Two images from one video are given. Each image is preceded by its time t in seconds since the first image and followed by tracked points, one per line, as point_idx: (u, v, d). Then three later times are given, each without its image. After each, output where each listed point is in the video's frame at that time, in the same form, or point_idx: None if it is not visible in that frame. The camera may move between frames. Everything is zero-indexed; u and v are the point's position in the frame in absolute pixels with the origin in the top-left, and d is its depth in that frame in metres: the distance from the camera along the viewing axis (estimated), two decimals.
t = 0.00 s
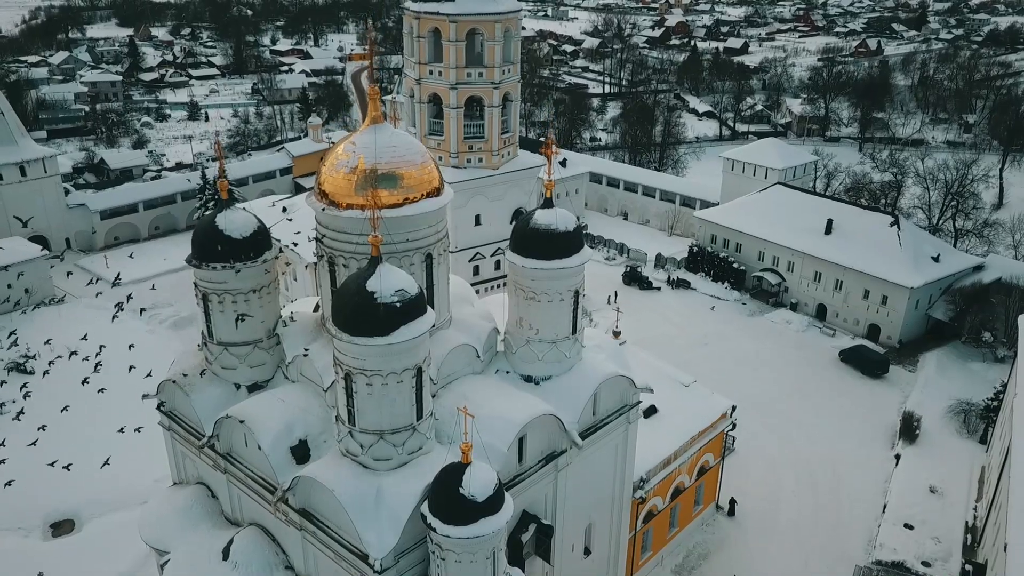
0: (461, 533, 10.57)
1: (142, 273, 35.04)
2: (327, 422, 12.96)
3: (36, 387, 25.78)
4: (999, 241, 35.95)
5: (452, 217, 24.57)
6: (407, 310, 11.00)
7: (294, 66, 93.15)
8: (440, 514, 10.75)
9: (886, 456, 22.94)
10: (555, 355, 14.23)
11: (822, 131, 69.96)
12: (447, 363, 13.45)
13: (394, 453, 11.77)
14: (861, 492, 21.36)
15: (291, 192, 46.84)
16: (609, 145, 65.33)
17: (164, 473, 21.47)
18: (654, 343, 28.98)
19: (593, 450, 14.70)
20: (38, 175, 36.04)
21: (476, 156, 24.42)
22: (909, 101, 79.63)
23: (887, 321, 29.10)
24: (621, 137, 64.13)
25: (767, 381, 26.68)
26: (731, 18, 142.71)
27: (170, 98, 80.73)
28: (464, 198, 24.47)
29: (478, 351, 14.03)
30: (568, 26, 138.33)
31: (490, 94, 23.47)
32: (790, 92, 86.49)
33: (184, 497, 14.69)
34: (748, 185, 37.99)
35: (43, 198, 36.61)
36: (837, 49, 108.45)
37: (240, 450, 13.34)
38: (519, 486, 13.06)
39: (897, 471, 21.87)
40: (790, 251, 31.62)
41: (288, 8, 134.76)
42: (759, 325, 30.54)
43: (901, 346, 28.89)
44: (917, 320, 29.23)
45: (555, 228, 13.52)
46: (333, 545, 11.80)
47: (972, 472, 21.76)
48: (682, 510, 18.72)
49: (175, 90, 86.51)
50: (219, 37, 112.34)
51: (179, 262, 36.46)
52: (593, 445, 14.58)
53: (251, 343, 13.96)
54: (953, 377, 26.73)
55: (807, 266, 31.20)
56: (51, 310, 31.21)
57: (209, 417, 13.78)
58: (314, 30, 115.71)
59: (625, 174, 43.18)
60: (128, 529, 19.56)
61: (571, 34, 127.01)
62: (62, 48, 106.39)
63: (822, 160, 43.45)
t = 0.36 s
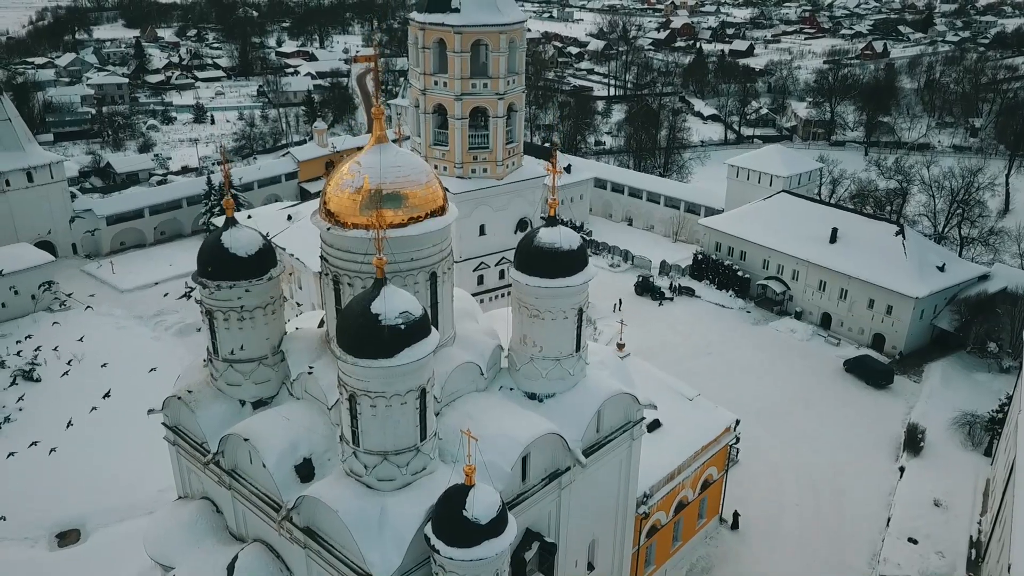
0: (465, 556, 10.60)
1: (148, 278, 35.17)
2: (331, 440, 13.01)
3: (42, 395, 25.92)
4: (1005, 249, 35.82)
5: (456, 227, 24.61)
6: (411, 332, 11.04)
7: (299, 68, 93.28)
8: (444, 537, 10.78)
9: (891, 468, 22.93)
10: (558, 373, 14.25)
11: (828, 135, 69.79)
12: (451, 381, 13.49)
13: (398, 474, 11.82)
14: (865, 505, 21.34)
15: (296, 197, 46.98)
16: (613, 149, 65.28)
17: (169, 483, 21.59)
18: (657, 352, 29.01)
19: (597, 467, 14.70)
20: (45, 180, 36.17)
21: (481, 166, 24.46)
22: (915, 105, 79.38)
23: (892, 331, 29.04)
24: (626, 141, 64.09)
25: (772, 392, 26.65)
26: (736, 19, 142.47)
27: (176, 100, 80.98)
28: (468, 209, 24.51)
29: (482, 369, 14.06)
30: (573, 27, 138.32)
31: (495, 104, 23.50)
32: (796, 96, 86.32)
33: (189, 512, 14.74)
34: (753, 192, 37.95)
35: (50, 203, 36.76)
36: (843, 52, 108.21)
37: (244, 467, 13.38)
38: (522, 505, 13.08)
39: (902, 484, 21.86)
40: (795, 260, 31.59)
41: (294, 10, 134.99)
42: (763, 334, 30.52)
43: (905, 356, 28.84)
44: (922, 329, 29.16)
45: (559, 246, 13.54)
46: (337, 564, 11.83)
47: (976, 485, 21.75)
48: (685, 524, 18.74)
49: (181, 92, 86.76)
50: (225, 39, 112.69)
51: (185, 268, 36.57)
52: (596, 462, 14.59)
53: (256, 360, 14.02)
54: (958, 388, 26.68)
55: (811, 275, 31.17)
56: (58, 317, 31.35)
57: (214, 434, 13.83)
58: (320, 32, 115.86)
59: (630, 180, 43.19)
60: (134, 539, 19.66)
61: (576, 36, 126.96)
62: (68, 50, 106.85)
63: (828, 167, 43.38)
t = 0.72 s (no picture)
0: None
1: (160, 284, 35.36)
2: (341, 461, 13.04)
3: (55, 402, 26.10)
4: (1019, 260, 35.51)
5: (466, 238, 24.63)
6: (420, 357, 11.04)
7: (311, 70, 93.56)
8: (452, 562, 10.78)
9: (902, 484, 22.78)
10: (567, 393, 14.22)
11: (840, 141, 69.41)
12: (460, 401, 13.51)
13: (407, 497, 11.83)
14: (876, 522, 21.22)
15: (307, 202, 47.10)
16: (624, 154, 65.10)
17: (180, 493, 21.68)
18: (667, 364, 28.93)
19: (606, 487, 14.65)
20: (59, 186, 36.41)
21: (492, 178, 24.47)
22: (928, 109, 78.84)
23: (904, 343, 28.87)
24: (636, 146, 63.89)
25: (782, 404, 26.55)
26: (748, 21, 141.91)
27: (188, 103, 81.34)
28: (478, 220, 24.51)
29: (492, 389, 14.05)
30: (584, 29, 138.15)
31: (506, 116, 23.49)
32: (808, 99, 85.85)
33: (199, 529, 14.81)
34: (765, 201, 37.81)
35: (64, 209, 37.02)
36: (857, 55, 107.59)
37: (254, 486, 13.42)
38: (531, 526, 13.07)
39: (913, 501, 21.74)
40: (806, 270, 31.45)
41: (306, 11, 135.38)
42: (774, 345, 30.40)
43: (918, 369, 28.64)
44: (935, 342, 28.97)
45: (568, 267, 13.51)
46: None
47: (989, 503, 21.63)
48: (694, 541, 18.68)
49: (193, 94, 87.12)
50: (238, 40, 113.22)
51: (197, 274, 36.75)
52: (605, 482, 14.53)
53: (267, 378, 14.06)
54: (970, 403, 26.51)
55: (823, 285, 31.01)
56: (70, 322, 31.58)
57: (224, 452, 13.89)
58: (331, 33, 116.19)
59: (641, 187, 43.08)
60: (145, 549, 19.76)
61: (587, 38, 126.77)
62: (83, 51, 107.61)
63: (840, 175, 43.15)
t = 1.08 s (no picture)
0: None
1: (176, 290, 35.60)
2: (352, 484, 13.04)
3: (70, 409, 26.31)
4: None
5: (479, 251, 24.62)
6: (432, 385, 11.02)
7: (327, 72, 93.97)
8: None
9: (918, 503, 22.56)
10: (580, 416, 14.16)
11: (857, 147, 68.87)
12: (472, 424, 13.49)
13: (417, 523, 11.81)
14: (890, 542, 21.02)
15: (322, 207, 47.42)
16: (638, 159, 64.90)
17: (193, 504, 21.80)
18: (681, 376, 28.81)
19: (617, 510, 14.57)
20: (77, 192, 36.72)
21: (505, 191, 24.44)
22: (947, 115, 78.07)
23: (921, 358, 28.59)
24: (651, 151, 63.67)
25: (796, 420, 26.37)
26: (765, 24, 141.12)
27: (206, 105, 81.92)
28: (491, 233, 24.49)
29: (503, 412, 14.01)
30: (600, 32, 137.93)
31: (520, 129, 23.48)
32: (825, 104, 85.24)
33: (212, 548, 14.86)
34: (780, 211, 37.60)
35: (81, 214, 37.32)
36: (874, 59, 106.76)
37: (265, 506, 13.43)
38: (541, 551, 13.02)
39: (928, 522, 21.55)
40: (822, 283, 31.21)
41: (323, 13, 136.05)
42: (789, 357, 30.20)
43: (934, 384, 28.36)
44: (952, 357, 28.68)
45: (582, 291, 13.44)
46: None
47: (1005, 524, 21.41)
48: (706, 561, 18.54)
49: (211, 96, 87.72)
50: (254, 42, 113.89)
51: (212, 280, 36.96)
52: (616, 506, 14.45)
53: (279, 398, 14.10)
54: (987, 420, 26.25)
55: (838, 298, 30.77)
56: (87, 328, 31.85)
57: (236, 472, 13.92)
58: (347, 35, 116.58)
59: (655, 195, 42.92)
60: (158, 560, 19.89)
61: (603, 40, 126.58)
62: (102, 53, 108.57)
63: (856, 184, 42.81)
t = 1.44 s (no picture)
0: None
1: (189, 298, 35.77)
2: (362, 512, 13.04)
3: (85, 420, 26.48)
4: None
5: (491, 266, 24.55)
6: (442, 418, 10.98)
7: (341, 76, 94.25)
8: None
9: (932, 525, 22.36)
10: (590, 444, 14.07)
11: (873, 154, 68.32)
12: (482, 452, 13.43)
13: (426, 555, 11.77)
14: (904, 566, 20.82)
15: (334, 214, 47.55)
16: (651, 166, 64.68)
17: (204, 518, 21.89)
18: (693, 392, 28.67)
19: (628, 537, 14.47)
20: (92, 200, 36.93)
21: (517, 206, 24.39)
22: (964, 121, 77.36)
23: (936, 375, 28.31)
24: (665, 158, 63.41)
25: (808, 437, 26.18)
26: (781, 27, 140.29)
27: (220, 108, 82.33)
28: (503, 247, 24.42)
29: (513, 439, 13.96)
30: (614, 34, 137.56)
31: (533, 145, 23.41)
32: (840, 109, 84.61)
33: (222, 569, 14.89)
34: (794, 222, 37.37)
35: (96, 222, 37.53)
36: (890, 64, 105.93)
37: (274, 533, 13.42)
38: None
39: (943, 547, 21.36)
40: (836, 297, 30.95)
41: (338, 15, 136.53)
42: (802, 372, 29.99)
43: (949, 402, 28.08)
44: (967, 374, 28.37)
45: (593, 318, 13.34)
46: None
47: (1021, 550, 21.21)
48: None
49: (225, 99, 88.15)
50: (269, 45, 114.35)
51: (226, 288, 37.11)
52: (626, 533, 14.34)
53: (290, 423, 14.10)
54: (1004, 440, 25.99)
55: (852, 313, 30.50)
56: (101, 337, 32.05)
57: (246, 496, 13.92)
58: (361, 38, 116.81)
59: (668, 204, 42.72)
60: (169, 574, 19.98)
61: (617, 44, 126.19)
62: (118, 55, 109.29)
63: (871, 195, 42.47)
